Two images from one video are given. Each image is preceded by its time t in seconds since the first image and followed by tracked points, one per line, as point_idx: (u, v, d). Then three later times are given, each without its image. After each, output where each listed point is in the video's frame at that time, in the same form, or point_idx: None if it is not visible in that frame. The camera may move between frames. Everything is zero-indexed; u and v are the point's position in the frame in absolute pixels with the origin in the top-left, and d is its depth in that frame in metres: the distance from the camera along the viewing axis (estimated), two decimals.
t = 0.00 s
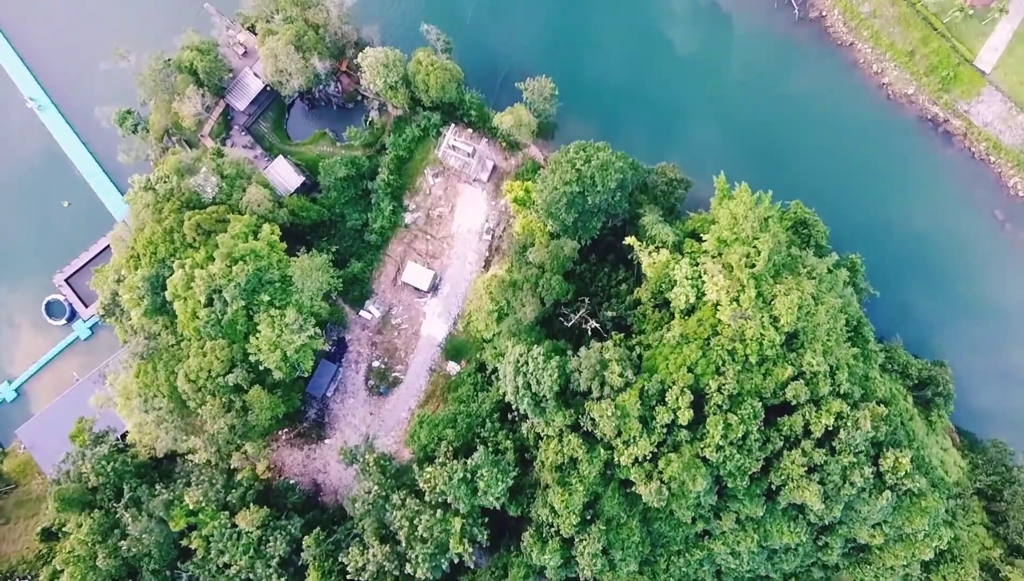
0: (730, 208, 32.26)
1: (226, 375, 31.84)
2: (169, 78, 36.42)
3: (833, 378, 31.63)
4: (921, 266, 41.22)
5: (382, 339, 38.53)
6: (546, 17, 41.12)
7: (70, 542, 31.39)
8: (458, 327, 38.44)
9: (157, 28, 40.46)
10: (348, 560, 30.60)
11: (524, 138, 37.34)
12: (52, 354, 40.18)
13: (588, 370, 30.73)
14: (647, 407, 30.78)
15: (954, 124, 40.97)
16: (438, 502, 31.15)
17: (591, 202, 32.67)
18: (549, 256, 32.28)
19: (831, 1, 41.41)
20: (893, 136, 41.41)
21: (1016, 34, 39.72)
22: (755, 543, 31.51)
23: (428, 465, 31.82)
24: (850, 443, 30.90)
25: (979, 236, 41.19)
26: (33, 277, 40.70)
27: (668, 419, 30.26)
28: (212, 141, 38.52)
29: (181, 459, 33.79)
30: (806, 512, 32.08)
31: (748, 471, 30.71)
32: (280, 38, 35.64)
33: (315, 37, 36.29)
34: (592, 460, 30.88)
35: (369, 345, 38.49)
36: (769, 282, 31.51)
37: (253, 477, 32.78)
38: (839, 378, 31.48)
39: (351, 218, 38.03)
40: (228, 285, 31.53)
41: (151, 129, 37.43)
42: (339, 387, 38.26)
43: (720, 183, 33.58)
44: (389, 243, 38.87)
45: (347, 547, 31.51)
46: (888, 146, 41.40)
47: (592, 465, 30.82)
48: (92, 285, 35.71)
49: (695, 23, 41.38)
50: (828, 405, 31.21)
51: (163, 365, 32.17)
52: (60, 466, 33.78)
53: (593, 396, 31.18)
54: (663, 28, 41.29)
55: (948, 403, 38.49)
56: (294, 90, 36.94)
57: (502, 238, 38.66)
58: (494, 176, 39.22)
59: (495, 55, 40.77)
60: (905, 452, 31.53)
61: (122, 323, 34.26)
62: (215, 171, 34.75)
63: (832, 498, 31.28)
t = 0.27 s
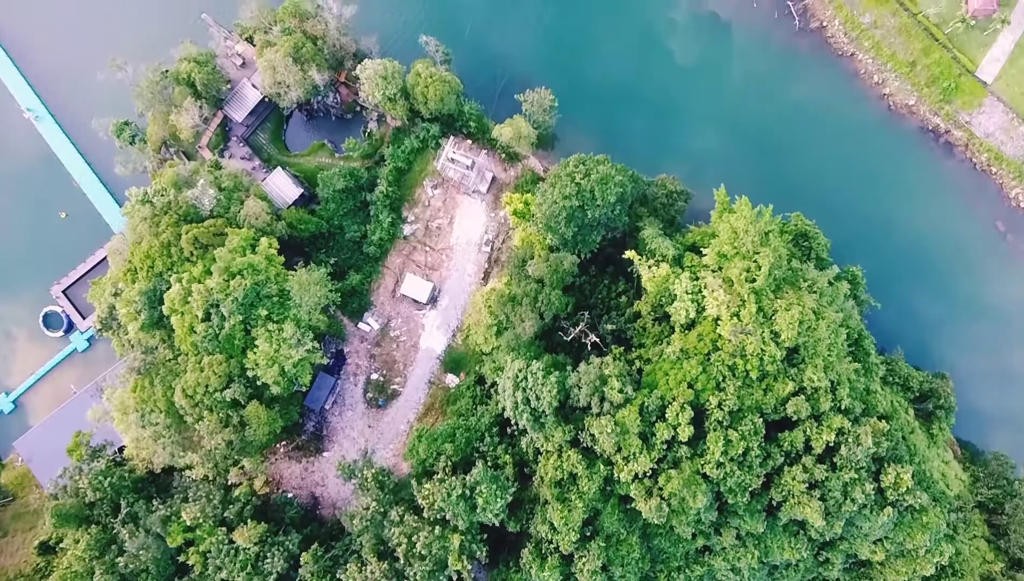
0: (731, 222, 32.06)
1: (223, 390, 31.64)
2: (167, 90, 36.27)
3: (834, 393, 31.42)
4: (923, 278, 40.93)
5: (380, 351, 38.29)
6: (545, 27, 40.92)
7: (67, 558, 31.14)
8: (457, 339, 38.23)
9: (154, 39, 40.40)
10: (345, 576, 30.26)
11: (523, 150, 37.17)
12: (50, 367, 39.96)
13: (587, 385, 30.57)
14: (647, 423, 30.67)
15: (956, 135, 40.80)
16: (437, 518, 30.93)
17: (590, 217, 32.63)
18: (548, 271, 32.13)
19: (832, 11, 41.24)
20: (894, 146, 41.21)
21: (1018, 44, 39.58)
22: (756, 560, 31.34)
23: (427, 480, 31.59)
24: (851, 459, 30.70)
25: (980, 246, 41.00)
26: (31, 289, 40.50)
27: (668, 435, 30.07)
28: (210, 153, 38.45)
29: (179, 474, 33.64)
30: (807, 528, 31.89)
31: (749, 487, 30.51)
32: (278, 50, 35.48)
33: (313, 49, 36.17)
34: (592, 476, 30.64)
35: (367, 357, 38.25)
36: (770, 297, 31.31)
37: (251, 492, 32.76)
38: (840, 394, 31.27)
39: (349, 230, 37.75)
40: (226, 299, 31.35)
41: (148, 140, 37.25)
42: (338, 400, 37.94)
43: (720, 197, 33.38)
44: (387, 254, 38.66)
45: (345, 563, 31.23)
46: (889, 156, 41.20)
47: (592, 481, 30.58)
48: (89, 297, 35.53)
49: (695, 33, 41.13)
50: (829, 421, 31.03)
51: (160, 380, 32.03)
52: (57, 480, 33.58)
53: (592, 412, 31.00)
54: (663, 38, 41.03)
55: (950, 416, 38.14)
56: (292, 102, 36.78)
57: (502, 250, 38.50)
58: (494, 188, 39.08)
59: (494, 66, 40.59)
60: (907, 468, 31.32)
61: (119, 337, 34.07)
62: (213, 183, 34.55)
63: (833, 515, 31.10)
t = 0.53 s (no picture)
0: (731, 237, 31.92)
1: (220, 407, 31.44)
2: (164, 102, 36.08)
3: (835, 410, 31.21)
4: (924, 290, 40.66)
5: (379, 364, 38.08)
6: (544, 38, 40.85)
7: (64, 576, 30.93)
8: (456, 352, 38.02)
9: (153, 50, 40.35)
10: None
11: (523, 163, 36.99)
12: (47, 379, 39.65)
13: (587, 402, 30.42)
14: (647, 440, 30.52)
15: (957, 146, 40.61)
16: (435, 536, 30.72)
17: (590, 231, 32.47)
18: (548, 286, 31.98)
19: (832, 22, 41.09)
20: (895, 157, 41.07)
21: (1019, 56, 39.44)
22: (756, 576, 31.19)
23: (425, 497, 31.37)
24: (852, 476, 30.50)
25: (980, 258, 40.81)
26: (28, 300, 40.23)
27: (668, 452, 29.91)
28: (208, 164, 38.19)
29: (177, 489, 33.44)
30: (807, 544, 31.71)
31: (749, 504, 30.31)
32: (276, 62, 35.33)
33: (311, 61, 36.03)
34: (592, 493, 30.42)
35: (366, 370, 38.06)
36: (770, 312, 31.11)
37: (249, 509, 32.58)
38: (841, 410, 31.06)
39: (347, 242, 37.52)
40: (223, 314, 31.18)
41: (146, 152, 37.08)
42: (336, 413, 37.68)
43: (720, 211, 33.25)
44: (386, 267, 38.45)
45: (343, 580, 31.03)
46: (889, 167, 41.04)
47: (592, 497, 30.37)
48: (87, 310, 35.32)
49: (695, 44, 41.07)
50: (830, 437, 30.83)
51: (157, 396, 31.82)
52: (55, 496, 33.36)
53: (591, 428, 30.84)
54: (663, 50, 40.95)
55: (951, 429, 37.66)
56: (290, 114, 36.60)
57: (501, 262, 38.36)
58: (493, 200, 38.93)
59: (493, 77, 40.43)
60: (908, 484, 31.23)
61: (117, 351, 33.89)
62: (210, 196, 34.36)
63: (834, 531, 30.93)
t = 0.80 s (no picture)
0: (731, 251, 31.77)
1: (218, 422, 31.25)
2: (162, 113, 35.90)
3: (836, 425, 31.03)
4: (925, 303, 40.38)
5: (377, 376, 37.84)
6: (544, 48, 40.76)
7: None
8: (455, 364, 37.78)
9: (151, 63, 40.40)
10: None
11: (522, 174, 36.78)
12: (44, 390, 39.34)
13: (586, 417, 30.27)
14: (647, 456, 30.34)
15: (958, 157, 40.41)
16: (433, 553, 30.52)
17: (590, 245, 32.32)
18: (547, 300, 31.87)
19: (833, 33, 40.93)
20: (896, 169, 40.88)
21: (1021, 66, 39.22)
22: None
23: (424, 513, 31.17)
24: (853, 492, 30.29)
25: (981, 271, 40.60)
26: (26, 311, 39.96)
27: (668, 468, 29.72)
28: (206, 176, 38.12)
29: (174, 503, 33.25)
30: (808, 560, 31.52)
31: (750, 521, 30.10)
32: (274, 74, 35.16)
33: (310, 73, 35.93)
34: (591, 510, 30.20)
35: (365, 383, 37.82)
36: (771, 327, 30.88)
37: (245, 524, 32.16)
38: (842, 426, 30.86)
39: (346, 254, 37.34)
40: (220, 329, 31.05)
41: (144, 163, 36.81)
42: (334, 425, 37.44)
43: (720, 225, 33.12)
44: (384, 278, 38.27)
45: None
46: (890, 179, 40.86)
47: (591, 513, 30.17)
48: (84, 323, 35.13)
49: (695, 56, 40.98)
50: (831, 453, 30.61)
51: (154, 411, 31.63)
52: (51, 510, 33.11)
53: (591, 444, 30.67)
54: (663, 61, 40.85)
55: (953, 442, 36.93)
56: (289, 126, 36.45)
57: (500, 274, 38.18)
58: (492, 211, 38.72)
59: (492, 88, 40.28)
60: (910, 500, 30.81)
61: (114, 364, 33.72)
62: (208, 209, 34.10)
63: (835, 547, 30.75)
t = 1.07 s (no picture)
0: (731, 261, 31.71)
1: (215, 433, 31.13)
2: (160, 122, 35.81)
3: (837, 436, 30.93)
4: (926, 310, 40.22)
5: (376, 385, 37.69)
6: (543, 55, 40.75)
7: None
8: (454, 373, 37.65)
9: (150, 70, 40.36)
10: None
11: (521, 183, 36.67)
12: (43, 399, 39.11)
13: (586, 428, 30.18)
14: (647, 467, 30.26)
15: (959, 164, 40.29)
16: (431, 564, 30.38)
17: (589, 254, 32.26)
18: (547, 310, 31.85)
19: (833, 40, 40.85)
20: (897, 176, 40.79)
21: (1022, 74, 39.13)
22: None
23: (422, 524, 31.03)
24: (854, 504, 30.15)
25: (982, 281, 40.43)
26: (24, 319, 39.83)
27: (668, 479, 29.62)
28: (204, 184, 38.06)
29: (172, 513, 33.10)
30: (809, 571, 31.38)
31: (750, 532, 29.99)
32: (273, 82, 35.01)
33: (308, 81, 35.84)
34: (591, 521, 30.06)
35: (363, 391, 37.67)
36: (772, 337, 30.76)
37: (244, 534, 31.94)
38: (842, 437, 30.76)
39: (344, 263, 37.22)
40: (218, 339, 30.98)
41: (142, 171, 36.72)
42: (333, 434, 37.28)
43: (720, 234, 33.05)
44: (383, 286, 38.16)
45: None
46: (890, 186, 40.76)
47: (591, 524, 30.02)
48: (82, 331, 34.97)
49: (695, 64, 40.93)
50: (831, 463, 30.50)
51: (152, 421, 31.53)
52: (49, 520, 32.92)
53: (591, 455, 30.56)
54: (663, 69, 40.80)
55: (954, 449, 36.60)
56: (287, 134, 36.36)
57: (500, 282, 38.09)
58: (491, 219, 38.64)
59: (491, 96, 40.18)
60: (910, 511, 30.74)
61: (112, 374, 33.61)
62: (206, 218, 34.04)
63: (835, 558, 30.60)
